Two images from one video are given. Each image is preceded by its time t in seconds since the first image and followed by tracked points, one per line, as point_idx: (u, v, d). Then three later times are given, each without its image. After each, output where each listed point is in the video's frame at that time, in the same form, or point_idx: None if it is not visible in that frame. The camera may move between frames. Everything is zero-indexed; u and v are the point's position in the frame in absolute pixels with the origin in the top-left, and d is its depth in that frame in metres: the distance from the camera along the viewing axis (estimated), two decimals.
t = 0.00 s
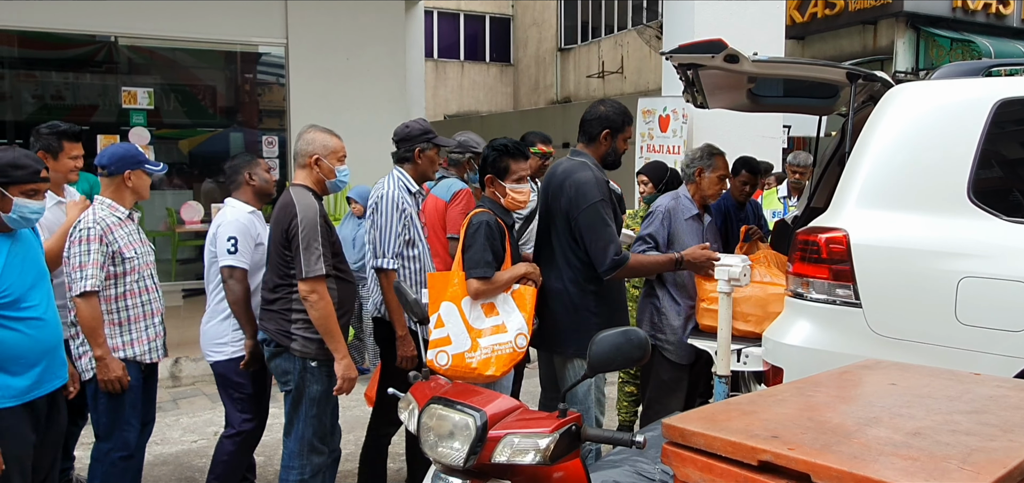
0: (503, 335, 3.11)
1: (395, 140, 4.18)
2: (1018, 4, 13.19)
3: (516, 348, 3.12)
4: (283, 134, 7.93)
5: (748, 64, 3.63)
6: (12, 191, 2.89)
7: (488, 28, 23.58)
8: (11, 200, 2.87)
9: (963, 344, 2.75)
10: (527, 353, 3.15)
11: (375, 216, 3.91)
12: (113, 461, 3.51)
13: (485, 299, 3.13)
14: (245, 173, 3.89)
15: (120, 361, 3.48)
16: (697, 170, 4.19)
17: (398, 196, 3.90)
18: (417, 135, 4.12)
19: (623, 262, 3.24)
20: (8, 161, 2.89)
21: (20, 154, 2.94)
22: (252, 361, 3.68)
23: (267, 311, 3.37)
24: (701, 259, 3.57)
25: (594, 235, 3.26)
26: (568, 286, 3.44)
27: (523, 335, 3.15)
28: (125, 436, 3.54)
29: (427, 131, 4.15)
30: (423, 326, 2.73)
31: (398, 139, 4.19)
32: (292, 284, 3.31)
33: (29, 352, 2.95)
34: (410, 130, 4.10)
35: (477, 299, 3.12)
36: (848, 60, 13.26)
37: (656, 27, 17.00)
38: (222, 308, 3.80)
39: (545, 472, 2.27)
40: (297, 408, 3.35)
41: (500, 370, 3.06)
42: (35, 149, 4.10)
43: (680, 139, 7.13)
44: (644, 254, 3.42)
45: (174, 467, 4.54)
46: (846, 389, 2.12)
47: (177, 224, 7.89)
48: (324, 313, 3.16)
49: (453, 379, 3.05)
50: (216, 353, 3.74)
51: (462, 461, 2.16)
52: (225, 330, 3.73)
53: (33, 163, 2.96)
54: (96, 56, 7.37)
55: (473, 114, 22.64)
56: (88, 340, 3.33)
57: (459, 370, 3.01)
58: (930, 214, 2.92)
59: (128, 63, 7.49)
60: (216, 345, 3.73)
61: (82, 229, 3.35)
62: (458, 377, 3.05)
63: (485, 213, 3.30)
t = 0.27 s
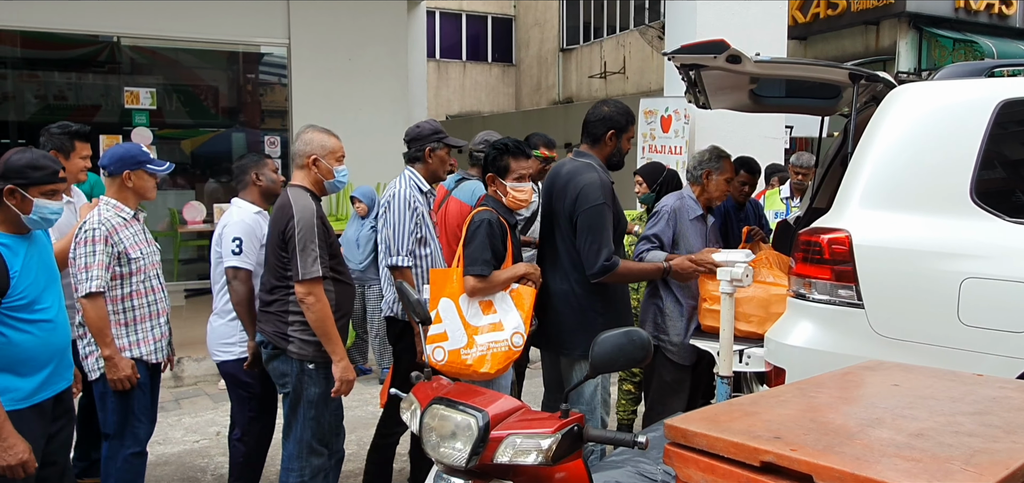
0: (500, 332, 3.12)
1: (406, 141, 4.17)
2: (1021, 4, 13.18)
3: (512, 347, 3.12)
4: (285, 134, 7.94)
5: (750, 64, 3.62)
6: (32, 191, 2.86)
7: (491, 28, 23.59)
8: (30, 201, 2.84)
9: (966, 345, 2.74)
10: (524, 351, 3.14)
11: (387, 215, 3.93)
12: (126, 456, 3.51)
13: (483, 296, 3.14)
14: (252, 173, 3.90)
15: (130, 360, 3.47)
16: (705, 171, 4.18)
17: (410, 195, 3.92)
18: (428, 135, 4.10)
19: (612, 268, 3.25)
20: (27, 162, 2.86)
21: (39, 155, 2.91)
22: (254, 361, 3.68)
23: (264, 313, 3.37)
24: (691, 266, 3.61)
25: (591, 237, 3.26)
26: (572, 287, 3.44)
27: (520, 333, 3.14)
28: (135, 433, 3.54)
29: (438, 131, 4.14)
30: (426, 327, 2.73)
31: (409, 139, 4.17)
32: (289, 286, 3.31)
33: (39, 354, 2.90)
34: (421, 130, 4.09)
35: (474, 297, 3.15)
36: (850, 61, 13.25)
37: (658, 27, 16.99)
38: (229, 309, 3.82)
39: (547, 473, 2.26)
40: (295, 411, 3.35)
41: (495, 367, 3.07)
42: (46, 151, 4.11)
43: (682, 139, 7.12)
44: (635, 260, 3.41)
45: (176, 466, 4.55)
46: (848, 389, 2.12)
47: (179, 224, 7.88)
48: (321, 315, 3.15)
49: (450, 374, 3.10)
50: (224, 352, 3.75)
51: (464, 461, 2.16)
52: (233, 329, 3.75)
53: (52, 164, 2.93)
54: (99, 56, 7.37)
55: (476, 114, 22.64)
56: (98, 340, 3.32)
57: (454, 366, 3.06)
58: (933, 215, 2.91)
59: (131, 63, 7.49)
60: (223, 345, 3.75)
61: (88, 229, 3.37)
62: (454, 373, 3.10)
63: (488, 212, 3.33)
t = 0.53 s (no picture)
0: (497, 327, 3.15)
1: (416, 141, 4.20)
2: None
3: (509, 342, 3.14)
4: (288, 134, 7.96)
5: (754, 64, 3.61)
6: (49, 188, 2.87)
7: (493, 28, 23.60)
8: (49, 198, 2.86)
9: (969, 345, 2.74)
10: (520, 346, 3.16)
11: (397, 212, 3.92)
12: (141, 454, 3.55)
13: (480, 291, 3.19)
14: (251, 173, 3.89)
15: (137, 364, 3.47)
16: (707, 170, 4.16)
17: (419, 193, 3.92)
18: (436, 134, 4.11)
19: (612, 270, 3.23)
20: (45, 160, 2.86)
21: (59, 154, 2.91)
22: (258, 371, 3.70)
23: (264, 315, 3.39)
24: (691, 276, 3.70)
25: (594, 238, 3.25)
26: (577, 287, 3.44)
27: (516, 329, 3.16)
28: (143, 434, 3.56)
29: (446, 131, 4.13)
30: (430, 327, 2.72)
31: (418, 139, 4.18)
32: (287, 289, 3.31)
33: (56, 350, 2.94)
34: (428, 130, 4.09)
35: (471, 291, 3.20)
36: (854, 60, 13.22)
37: (661, 27, 16.98)
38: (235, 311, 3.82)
39: (550, 473, 2.26)
40: (296, 412, 3.35)
41: (490, 361, 3.10)
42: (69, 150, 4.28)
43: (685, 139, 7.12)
44: (635, 263, 3.41)
45: (180, 466, 4.56)
46: (852, 390, 2.12)
47: (183, 224, 7.91)
48: (317, 318, 3.14)
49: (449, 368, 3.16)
50: (231, 353, 3.73)
51: (467, 461, 2.16)
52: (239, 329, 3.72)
53: (70, 161, 2.93)
54: (102, 57, 7.39)
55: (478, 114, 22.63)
56: (104, 344, 3.28)
57: (451, 360, 3.12)
58: (936, 215, 2.91)
59: (134, 63, 7.52)
60: (230, 345, 3.72)
61: (94, 232, 3.36)
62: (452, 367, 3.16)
63: (488, 208, 3.35)
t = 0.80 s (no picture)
0: (493, 322, 3.15)
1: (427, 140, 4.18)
2: None
3: (506, 338, 3.12)
4: (295, 135, 7.98)
5: (761, 64, 3.61)
6: (66, 182, 2.88)
7: (500, 29, 23.62)
8: (65, 191, 2.88)
9: (977, 347, 2.72)
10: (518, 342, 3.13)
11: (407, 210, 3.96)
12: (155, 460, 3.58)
13: (480, 286, 3.20)
14: (259, 175, 3.90)
15: (152, 371, 3.44)
16: (714, 171, 4.18)
17: (431, 192, 3.95)
18: (447, 135, 4.07)
19: (626, 270, 3.24)
20: (60, 155, 2.89)
21: (74, 148, 2.94)
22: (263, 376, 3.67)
23: (271, 316, 3.41)
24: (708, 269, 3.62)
25: (606, 238, 3.25)
26: (586, 288, 3.43)
27: (513, 324, 3.14)
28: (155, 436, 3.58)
29: (457, 131, 4.09)
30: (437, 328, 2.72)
31: (429, 139, 4.16)
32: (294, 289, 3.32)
33: (81, 339, 2.95)
34: (440, 130, 4.05)
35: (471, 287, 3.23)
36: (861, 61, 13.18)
37: (667, 27, 16.96)
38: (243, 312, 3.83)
39: (557, 473, 2.26)
40: (302, 413, 3.36)
41: (486, 355, 3.11)
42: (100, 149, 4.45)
43: (692, 139, 7.10)
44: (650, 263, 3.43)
45: (187, 465, 4.58)
46: (859, 391, 2.12)
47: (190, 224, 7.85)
48: (321, 319, 3.15)
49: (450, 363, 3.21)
50: (236, 356, 3.76)
51: (474, 461, 2.17)
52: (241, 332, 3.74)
53: (85, 155, 2.94)
54: (110, 57, 7.40)
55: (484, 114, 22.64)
56: (121, 351, 3.29)
57: (451, 354, 3.17)
58: (944, 216, 2.90)
59: (142, 63, 7.52)
60: (235, 349, 3.76)
61: (106, 238, 3.39)
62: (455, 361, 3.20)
63: (490, 206, 3.35)
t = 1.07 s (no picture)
0: (504, 321, 3.15)
1: (449, 142, 4.24)
2: None
3: (514, 336, 3.12)
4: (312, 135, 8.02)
5: (779, 64, 3.59)
6: (88, 181, 2.92)
7: (515, 29, 23.64)
8: (87, 190, 2.91)
9: (1000, 350, 2.69)
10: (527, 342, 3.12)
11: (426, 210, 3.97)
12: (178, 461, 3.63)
13: (492, 285, 3.22)
14: (292, 178, 3.90)
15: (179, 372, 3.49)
16: (727, 171, 4.18)
17: (450, 192, 3.95)
18: (468, 135, 4.14)
19: (648, 270, 3.24)
20: (82, 155, 2.94)
21: (95, 148, 2.99)
22: (277, 381, 3.70)
23: (291, 315, 3.42)
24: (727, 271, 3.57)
25: (628, 239, 3.25)
26: (608, 289, 3.42)
27: (524, 324, 3.14)
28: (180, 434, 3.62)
29: (478, 132, 4.16)
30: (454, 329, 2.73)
31: (450, 141, 4.23)
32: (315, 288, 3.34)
33: (111, 334, 2.99)
34: (461, 130, 4.14)
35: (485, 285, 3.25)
36: (880, 59, 13.05)
37: (684, 26, 16.89)
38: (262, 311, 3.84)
39: (574, 474, 2.26)
40: (322, 411, 3.39)
41: (495, 355, 3.11)
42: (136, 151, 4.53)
43: (709, 139, 7.07)
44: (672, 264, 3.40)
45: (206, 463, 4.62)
46: (879, 394, 2.10)
47: (209, 224, 8.00)
48: (341, 319, 3.18)
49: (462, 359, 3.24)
50: (252, 357, 3.78)
51: (491, 461, 2.17)
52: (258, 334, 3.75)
53: (105, 154, 2.99)
54: (130, 59, 7.47)
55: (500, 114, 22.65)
56: (150, 354, 3.36)
57: (461, 351, 3.21)
58: (965, 217, 2.87)
59: (161, 65, 7.60)
60: (251, 350, 3.78)
61: (134, 240, 3.38)
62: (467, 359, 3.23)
63: (506, 207, 3.35)
